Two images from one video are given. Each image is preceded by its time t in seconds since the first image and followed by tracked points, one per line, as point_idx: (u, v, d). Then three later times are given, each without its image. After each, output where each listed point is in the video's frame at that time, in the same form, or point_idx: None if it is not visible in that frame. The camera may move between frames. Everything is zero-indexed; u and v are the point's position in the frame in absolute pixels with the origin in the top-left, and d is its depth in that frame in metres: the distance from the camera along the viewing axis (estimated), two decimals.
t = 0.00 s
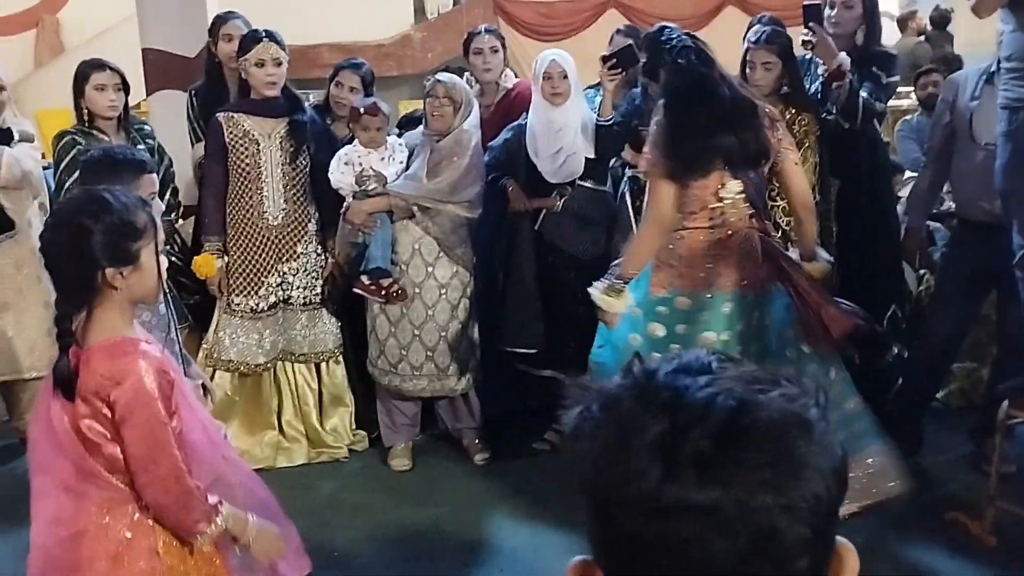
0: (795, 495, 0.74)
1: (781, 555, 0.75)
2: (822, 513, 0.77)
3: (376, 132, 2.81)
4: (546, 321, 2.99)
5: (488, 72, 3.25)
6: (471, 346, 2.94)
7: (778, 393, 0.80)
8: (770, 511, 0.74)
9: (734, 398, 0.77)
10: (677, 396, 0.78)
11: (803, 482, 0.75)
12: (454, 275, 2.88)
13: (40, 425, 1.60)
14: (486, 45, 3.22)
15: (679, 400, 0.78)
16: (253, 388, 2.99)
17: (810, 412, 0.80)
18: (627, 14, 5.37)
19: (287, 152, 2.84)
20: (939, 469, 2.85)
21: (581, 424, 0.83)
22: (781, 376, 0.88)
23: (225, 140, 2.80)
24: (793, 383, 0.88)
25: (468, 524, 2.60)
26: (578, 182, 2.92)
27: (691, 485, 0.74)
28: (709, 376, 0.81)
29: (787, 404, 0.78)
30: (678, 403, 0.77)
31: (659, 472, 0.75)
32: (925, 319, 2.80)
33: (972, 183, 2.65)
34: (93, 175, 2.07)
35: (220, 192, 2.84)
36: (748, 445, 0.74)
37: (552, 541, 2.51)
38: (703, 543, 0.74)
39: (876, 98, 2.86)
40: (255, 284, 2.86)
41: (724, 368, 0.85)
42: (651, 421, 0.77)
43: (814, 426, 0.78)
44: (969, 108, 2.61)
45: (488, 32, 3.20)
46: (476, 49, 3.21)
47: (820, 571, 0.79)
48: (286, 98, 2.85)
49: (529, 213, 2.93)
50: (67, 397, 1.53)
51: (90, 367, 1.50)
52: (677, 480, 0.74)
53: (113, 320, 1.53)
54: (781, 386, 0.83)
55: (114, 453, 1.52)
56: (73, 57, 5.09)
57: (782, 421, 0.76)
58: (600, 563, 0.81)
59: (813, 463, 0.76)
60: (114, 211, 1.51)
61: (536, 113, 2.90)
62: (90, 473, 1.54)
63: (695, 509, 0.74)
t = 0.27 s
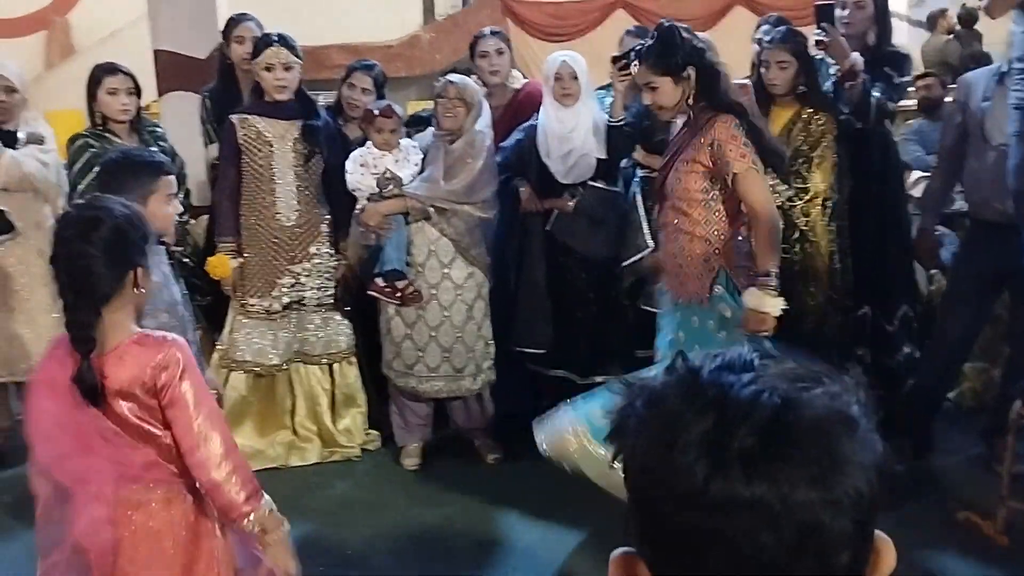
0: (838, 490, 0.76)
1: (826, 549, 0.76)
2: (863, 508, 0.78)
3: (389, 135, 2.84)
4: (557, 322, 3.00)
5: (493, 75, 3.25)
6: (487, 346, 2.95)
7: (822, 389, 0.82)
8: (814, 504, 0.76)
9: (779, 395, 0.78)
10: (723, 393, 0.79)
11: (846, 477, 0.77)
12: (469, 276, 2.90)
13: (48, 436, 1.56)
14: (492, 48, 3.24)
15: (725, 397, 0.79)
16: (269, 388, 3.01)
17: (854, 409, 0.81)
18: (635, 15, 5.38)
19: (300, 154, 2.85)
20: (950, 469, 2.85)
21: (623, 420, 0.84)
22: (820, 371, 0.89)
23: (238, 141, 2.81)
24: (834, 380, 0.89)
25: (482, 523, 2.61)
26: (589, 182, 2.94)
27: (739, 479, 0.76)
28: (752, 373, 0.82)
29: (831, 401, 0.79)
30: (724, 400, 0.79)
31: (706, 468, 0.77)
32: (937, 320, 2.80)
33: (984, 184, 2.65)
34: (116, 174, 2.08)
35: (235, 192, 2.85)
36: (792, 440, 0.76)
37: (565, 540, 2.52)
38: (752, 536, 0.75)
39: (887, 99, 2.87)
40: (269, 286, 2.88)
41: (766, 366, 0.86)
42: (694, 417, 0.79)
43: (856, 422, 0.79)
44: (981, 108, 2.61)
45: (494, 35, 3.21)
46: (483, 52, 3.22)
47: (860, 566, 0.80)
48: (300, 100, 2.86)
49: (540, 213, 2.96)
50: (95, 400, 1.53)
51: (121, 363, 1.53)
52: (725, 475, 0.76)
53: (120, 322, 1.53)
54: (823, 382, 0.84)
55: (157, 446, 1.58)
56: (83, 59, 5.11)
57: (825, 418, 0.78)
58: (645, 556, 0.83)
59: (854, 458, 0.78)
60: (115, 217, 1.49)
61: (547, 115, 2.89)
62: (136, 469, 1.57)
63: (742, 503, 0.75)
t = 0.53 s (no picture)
0: (851, 464, 0.77)
1: (840, 522, 0.78)
2: (875, 482, 0.79)
3: (390, 136, 2.87)
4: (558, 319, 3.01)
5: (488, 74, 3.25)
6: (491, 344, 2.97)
7: (835, 367, 0.83)
8: (829, 478, 0.77)
9: (793, 371, 0.80)
10: (737, 371, 0.81)
11: (859, 451, 0.78)
12: (473, 274, 2.92)
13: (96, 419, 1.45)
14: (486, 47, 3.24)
15: (739, 375, 0.81)
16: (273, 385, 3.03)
17: (863, 385, 0.82)
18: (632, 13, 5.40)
19: (300, 152, 2.86)
20: (950, 462, 2.87)
21: (639, 400, 0.86)
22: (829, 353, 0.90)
23: (239, 141, 2.82)
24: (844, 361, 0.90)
25: (484, 520, 2.62)
26: (588, 179, 2.95)
27: (754, 454, 0.77)
28: (766, 352, 0.84)
29: (844, 378, 0.81)
30: (738, 378, 0.80)
31: (721, 444, 0.78)
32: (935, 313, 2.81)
33: (981, 178, 2.66)
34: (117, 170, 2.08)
35: (236, 191, 2.86)
36: (806, 415, 0.77)
37: (567, 536, 2.53)
38: (769, 510, 0.77)
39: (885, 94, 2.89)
40: (269, 284, 2.90)
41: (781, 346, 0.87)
42: (709, 396, 0.80)
43: (869, 399, 0.81)
44: (977, 102, 2.63)
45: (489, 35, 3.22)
46: (477, 52, 3.23)
47: (872, 541, 0.81)
48: (301, 99, 2.86)
49: (540, 211, 2.95)
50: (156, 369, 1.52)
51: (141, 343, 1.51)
52: (741, 449, 0.77)
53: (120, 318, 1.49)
54: (835, 361, 0.85)
55: (196, 424, 1.57)
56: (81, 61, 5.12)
57: (839, 395, 0.79)
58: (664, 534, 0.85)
59: (865, 431, 0.78)
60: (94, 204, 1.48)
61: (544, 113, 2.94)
62: (181, 455, 1.54)
63: (758, 477, 0.77)
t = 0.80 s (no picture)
0: (813, 433, 0.81)
1: (805, 491, 0.81)
2: (836, 451, 0.83)
3: (366, 134, 2.91)
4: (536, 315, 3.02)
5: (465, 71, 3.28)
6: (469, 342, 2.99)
7: (793, 342, 0.88)
8: (794, 447, 0.80)
9: (755, 348, 0.84)
10: (701, 350, 0.84)
11: (822, 419, 0.82)
12: (450, 272, 2.91)
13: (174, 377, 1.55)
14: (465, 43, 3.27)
15: (704, 353, 0.84)
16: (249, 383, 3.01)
17: (824, 360, 0.88)
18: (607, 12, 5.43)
19: (273, 151, 2.86)
20: (922, 454, 2.90)
21: (608, 382, 0.87)
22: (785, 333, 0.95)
23: (212, 140, 2.81)
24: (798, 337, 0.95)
25: (462, 515, 2.64)
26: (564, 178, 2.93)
27: (725, 427, 0.79)
28: (728, 332, 0.88)
29: (802, 351, 0.86)
30: (704, 355, 0.84)
31: (693, 421, 0.80)
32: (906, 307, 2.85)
33: (951, 173, 2.71)
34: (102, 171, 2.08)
35: (211, 190, 2.85)
36: (771, 385, 0.81)
37: (544, 531, 2.55)
38: (739, 481, 0.79)
39: (856, 91, 2.92)
40: (244, 284, 2.89)
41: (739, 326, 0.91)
42: (676, 374, 0.83)
43: (825, 371, 0.86)
44: (946, 99, 2.68)
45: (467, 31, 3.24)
46: (453, 48, 3.24)
47: (833, 513, 0.84)
48: (274, 99, 2.87)
49: (517, 209, 2.96)
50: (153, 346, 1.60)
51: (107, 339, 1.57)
52: (711, 425, 0.80)
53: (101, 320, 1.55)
54: (790, 337, 0.91)
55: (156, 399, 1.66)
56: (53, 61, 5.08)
57: (800, 368, 0.84)
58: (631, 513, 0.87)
59: (826, 403, 0.83)
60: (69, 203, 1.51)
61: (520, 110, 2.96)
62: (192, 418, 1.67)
63: (727, 449, 0.79)
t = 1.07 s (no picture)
0: (752, 430, 0.83)
1: (746, 486, 0.83)
2: (774, 445, 0.86)
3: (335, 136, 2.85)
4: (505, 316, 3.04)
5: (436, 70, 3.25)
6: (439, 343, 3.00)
7: (729, 342, 0.90)
8: (736, 445, 0.82)
9: (692, 350, 0.86)
10: (643, 354, 0.86)
11: (760, 416, 0.84)
12: (420, 273, 2.93)
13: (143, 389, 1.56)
14: (436, 43, 3.24)
15: (646, 358, 0.85)
16: (216, 388, 3.00)
17: (758, 357, 0.90)
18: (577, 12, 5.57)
19: (240, 153, 2.85)
20: (886, 449, 2.95)
21: (547, 397, 0.89)
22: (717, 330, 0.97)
23: (178, 142, 2.80)
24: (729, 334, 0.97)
25: (433, 516, 2.64)
26: (532, 178, 2.95)
27: (669, 429, 0.82)
28: (664, 334, 0.89)
29: (738, 350, 0.88)
30: (644, 360, 0.85)
31: (636, 427, 0.82)
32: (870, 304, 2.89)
33: (912, 172, 2.75)
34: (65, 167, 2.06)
35: (177, 192, 2.84)
36: (709, 385, 0.83)
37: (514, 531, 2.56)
38: (683, 480, 0.81)
39: (820, 92, 2.95)
40: (212, 285, 2.88)
41: (674, 328, 0.93)
42: (616, 383, 0.84)
43: (761, 368, 0.88)
44: (906, 99, 2.73)
45: (439, 31, 3.22)
46: (424, 48, 3.23)
47: (774, 502, 0.88)
48: (240, 99, 2.85)
49: (485, 210, 2.98)
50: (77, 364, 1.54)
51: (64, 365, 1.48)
52: (656, 427, 0.82)
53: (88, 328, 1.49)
54: (726, 337, 0.92)
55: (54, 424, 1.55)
56: (18, 63, 5.02)
57: (736, 365, 0.86)
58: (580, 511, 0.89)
59: (762, 398, 0.85)
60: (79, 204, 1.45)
61: (489, 111, 2.98)
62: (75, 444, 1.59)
63: (671, 450, 0.81)
